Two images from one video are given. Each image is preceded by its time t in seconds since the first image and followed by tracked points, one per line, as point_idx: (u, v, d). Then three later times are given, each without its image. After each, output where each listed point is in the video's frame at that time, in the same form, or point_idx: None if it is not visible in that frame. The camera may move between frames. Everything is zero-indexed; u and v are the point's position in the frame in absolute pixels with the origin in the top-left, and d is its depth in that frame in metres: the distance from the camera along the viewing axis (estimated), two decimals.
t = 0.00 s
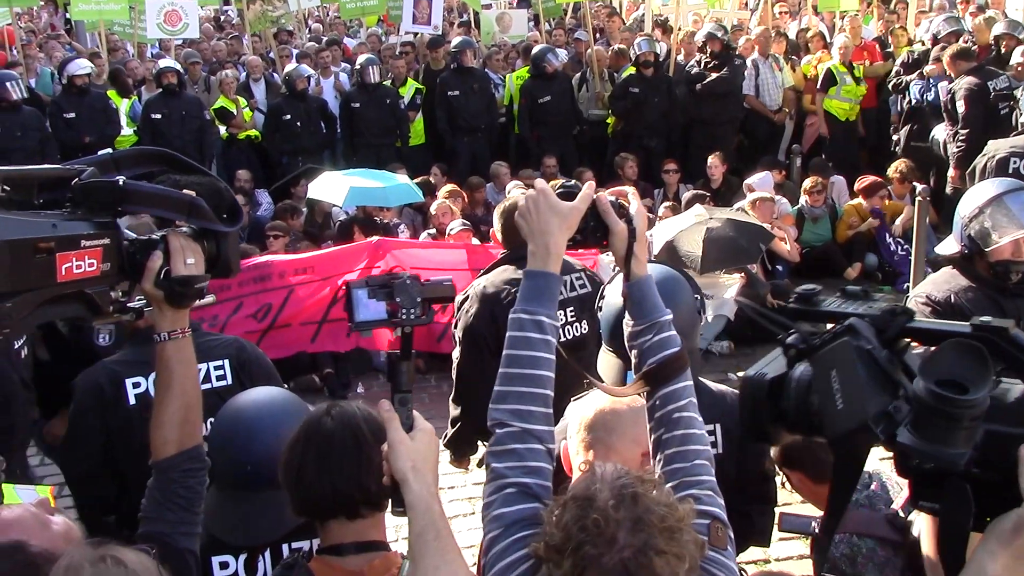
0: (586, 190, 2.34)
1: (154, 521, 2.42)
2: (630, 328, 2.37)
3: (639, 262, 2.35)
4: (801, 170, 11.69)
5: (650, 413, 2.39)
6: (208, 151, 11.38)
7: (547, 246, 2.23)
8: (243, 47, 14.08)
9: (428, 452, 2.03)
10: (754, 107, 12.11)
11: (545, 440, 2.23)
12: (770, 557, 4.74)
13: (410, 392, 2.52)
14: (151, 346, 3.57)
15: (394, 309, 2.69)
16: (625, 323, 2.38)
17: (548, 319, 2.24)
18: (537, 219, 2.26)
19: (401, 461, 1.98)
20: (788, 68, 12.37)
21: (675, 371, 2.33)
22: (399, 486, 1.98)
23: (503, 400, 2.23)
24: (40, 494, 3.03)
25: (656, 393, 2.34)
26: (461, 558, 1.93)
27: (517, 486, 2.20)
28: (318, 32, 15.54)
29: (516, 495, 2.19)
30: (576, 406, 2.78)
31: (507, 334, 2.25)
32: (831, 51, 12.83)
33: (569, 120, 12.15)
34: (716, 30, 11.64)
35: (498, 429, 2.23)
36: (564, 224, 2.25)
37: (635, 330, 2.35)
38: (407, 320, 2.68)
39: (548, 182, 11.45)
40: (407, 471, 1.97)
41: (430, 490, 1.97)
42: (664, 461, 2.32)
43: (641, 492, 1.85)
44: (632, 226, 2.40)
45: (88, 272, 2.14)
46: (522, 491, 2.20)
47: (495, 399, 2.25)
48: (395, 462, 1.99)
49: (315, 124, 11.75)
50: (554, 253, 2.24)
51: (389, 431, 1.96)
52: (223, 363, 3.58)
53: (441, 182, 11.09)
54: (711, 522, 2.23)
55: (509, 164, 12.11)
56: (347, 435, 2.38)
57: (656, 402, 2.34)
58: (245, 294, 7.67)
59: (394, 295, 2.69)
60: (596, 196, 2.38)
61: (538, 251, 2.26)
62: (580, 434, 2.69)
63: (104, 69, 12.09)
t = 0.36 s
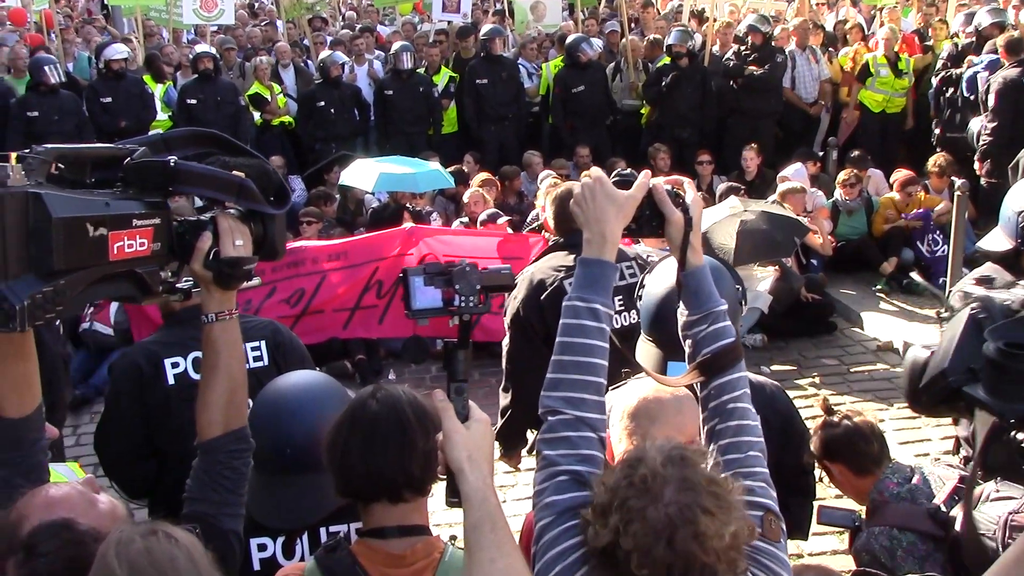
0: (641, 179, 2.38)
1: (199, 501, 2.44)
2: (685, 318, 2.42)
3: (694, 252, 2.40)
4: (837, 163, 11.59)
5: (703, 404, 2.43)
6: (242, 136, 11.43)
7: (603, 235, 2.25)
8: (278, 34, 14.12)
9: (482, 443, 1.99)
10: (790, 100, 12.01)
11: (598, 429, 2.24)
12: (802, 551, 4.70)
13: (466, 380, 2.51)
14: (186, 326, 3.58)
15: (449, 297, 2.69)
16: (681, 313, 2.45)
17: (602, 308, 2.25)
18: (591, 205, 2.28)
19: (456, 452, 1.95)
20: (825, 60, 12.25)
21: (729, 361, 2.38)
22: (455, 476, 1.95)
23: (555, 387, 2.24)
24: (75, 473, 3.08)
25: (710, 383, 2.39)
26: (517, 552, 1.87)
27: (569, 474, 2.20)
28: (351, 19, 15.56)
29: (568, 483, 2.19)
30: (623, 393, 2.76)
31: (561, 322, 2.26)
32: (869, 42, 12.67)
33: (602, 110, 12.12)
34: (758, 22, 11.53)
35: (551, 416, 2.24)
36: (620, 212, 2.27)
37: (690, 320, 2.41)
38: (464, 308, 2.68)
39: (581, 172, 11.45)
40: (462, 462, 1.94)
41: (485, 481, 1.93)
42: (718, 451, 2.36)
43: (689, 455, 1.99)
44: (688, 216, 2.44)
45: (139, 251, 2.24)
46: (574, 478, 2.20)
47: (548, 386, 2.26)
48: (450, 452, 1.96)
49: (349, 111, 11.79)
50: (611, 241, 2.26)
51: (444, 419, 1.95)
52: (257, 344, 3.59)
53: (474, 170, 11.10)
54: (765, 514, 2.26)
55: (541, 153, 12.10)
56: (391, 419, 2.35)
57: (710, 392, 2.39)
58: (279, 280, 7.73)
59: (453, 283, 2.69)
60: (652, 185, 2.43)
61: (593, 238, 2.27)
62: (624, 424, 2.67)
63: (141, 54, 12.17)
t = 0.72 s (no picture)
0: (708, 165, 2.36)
1: (259, 480, 2.45)
2: (750, 308, 2.40)
3: (761, 240, 2.38)
4: (893, 149, 11.37)
5: (765, 396, 2.40)
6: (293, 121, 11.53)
7: (667, 222, 2.22)
8: (329, 19, 14.19)
9: (549, 430, 1.92)
10: (845, 83, 11.84)
11: (655, 418, 2.20)
12: (857, 541, 4.63)
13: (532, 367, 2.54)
14: (239, 306, 3.61)
15: (516, 283, 2.86)
16: (746, 302, 2.42)
17: (664, 296, 2.21)
18: (655, 191, 2.23)
19: (523, 440, 1.88)
20: (882, 43, 12.01)
21: (795, 352, 2.34)
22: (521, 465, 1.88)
23: (614, 375, 2.21)
24: (131, 447, 3.13)
25: (775, 375, 2.35)
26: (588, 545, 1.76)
27: (625, 463, 2.16)
28: (401, 3, 15.58)
29: (622, 473, 2.15)
30: (679, 377, 2.74)
31: (621, 309, 2.23)
32: (927, 25, 12.39)
33: (653, 95, 12.04)
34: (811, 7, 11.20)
35: (609, 404, 2.22)
36: (685, 198, 2.23)
37: (755, 309, 2.38)
38: (533, 296, 2.82)
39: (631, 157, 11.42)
40: (529, 451, 1.87)
41: (552, 472, 1.85)
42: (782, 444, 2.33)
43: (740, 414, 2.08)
44: (756, 202, 2.39)
45: (203, 231, 2.35)
46: (628, 468, 2.16)
47: (606, 374, 2.23)
48: (516, 441, 1.89)
49: (399, 96, 11.83)
50: (675, 227, 2.22)
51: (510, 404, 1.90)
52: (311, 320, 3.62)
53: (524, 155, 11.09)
54: (827, 510, 2.23)
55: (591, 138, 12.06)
56: (448, 400, 2.26)
57: (774, 384, 2.36)
58: (330, 263, 7.80)
59: (522, 269, 2.84)
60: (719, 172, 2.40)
61: (656, 225, 2.24)
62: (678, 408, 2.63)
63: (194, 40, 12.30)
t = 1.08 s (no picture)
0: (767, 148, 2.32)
1: (314, 460, 2.47)
2: (808, 294, 2.35)
3: (820, 226, 2.34)
4: (945, 133, 11.17)
5: (821, 385, 2.35)
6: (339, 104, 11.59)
7: (725, 206, 2.17)
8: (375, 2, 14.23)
9: (614, 417, 1.86)
10: (896, 65, 11.67)
11: (708, 405, 2.15)
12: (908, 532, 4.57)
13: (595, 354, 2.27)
14: (282, 288, 3.64)
15: (578, 267, 2.48)
16: (804, 288, 2.37)
17: (719, 281, 2.17)
18: (712, 174, 2.20)
19: (586, 428, 1.83)
20: (935, 25, 11.76)
21: (854, 340, 2.28)
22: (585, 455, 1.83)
23: (666, 361, 2.17)
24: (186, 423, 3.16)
25: (832, 362, 2.30)
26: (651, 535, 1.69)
27: (676, 450, 2.12)
28: None
29: (673, 459, 2.12)
30: (729, 364, 2.70)
31: (675, 294, 2.19)
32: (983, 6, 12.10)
33: (699, 78, 11.98)
34: None
35: (660, 391, 2.17)
36: (742, 182, 2.19)
37: (812, 296, 2.34)
38: (597, 281, 2.45)
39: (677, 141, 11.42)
40: (592, 439, 1.81)
41: (614, 460, 1.79)
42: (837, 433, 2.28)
43: (792, 400, 1.99)
44: (815, 186, 2.38)
45: (261, 212, 2.40)
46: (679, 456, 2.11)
47: (658, 359, 2.19)
48: (579, 429, 1.84)
49: (444, 79, 11.85)
50: (731, 212, 2.17)
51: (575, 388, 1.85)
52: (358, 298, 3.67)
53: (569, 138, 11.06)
54: (882, 502, 2.15)
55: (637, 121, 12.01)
56: (500, 382, 2.24)
57: (830, 371, 2.31)
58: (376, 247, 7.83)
59: (585, 252, 2.46)
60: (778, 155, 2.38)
61: (712, 209, 2.19)
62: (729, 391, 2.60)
63: (241, 23, 12.40)
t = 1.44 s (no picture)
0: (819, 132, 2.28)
1: (363, 445, 2.48)
2: (860, 280, 2.31)
3: (873, 211, 2.30)
4: (997, 116, 11.00)
5: (874, 373, 2.30)
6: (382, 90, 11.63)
7: (777, 190, 2.14)
8: None
9: (670, 405, 1.83)
10: (945, 48, 11.54)
11: (758, 393, 2.12)
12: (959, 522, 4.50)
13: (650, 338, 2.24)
14: (325, 275, 3.68)
15: (634, 249, 2.36)
16: (856, 274, 2.33)
17: (770, 267, 2.14)
18: (764, 157, 2.16)
19: (643, 415, 1.80)
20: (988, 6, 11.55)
21: (907, 327, 2.23)
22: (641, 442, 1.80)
23: (715, 347, 2.15)
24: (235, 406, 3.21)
25: (884, 350, 2.25)
26: (709, 524, 1.65)
27: (724, 438, 2.09)
28: None
29: (721, 447, 2.08)
30: (778, 349, 2.68)
31: (725, 280, 2.16)
32: None
33: (744, 63, 11.93)
34: None
35: (709, 377, 2.15)
36: (794, 166, 2.15)
37: (865, 282, 2.29)
38: (654, 264, 2.34)
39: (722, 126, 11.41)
40: (648, 426, 1.79)
41: (672, 447, 1.76)
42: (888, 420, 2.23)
43: (844, 388, 1.95)
44: (868, 170, 2.34)
45: (311, 198, 2.41)
46: (727, 443, 2.08)
47: (708, 346, 2.16)
48: (635, 415, 1.82)
49: (486, 65, 11.84)
50: (783, 196, 2.14)
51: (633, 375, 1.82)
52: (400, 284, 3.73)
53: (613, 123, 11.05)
54: (936, 493, 2.07)
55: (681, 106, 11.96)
56: (550, 369, 2.23)
57: (883, 359, 2.26)
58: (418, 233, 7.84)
59: (643, 234, 2.35)
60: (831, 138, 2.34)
61: (763, 193, 2.16)
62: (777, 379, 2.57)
63: (285, 10, 12.47)
